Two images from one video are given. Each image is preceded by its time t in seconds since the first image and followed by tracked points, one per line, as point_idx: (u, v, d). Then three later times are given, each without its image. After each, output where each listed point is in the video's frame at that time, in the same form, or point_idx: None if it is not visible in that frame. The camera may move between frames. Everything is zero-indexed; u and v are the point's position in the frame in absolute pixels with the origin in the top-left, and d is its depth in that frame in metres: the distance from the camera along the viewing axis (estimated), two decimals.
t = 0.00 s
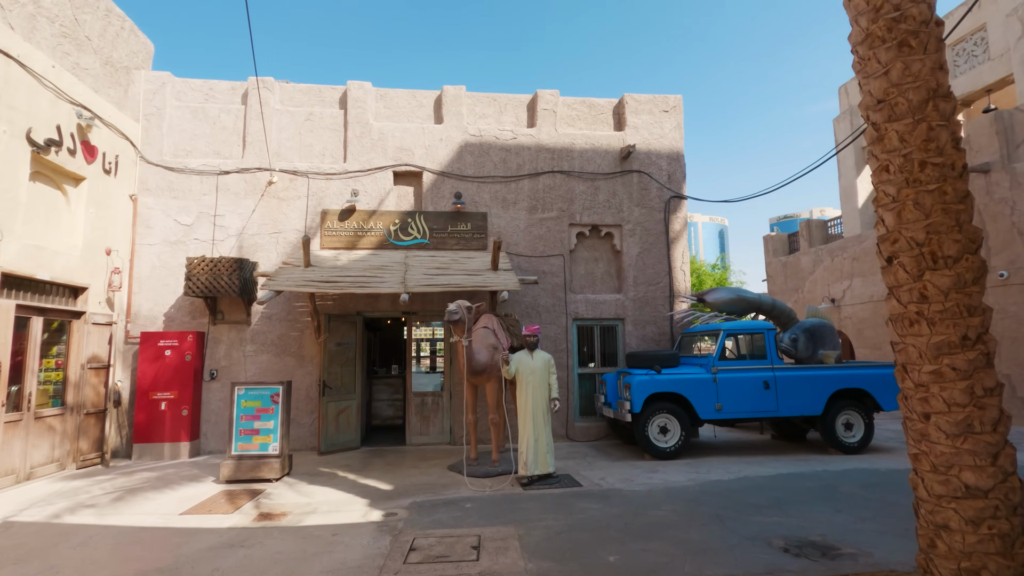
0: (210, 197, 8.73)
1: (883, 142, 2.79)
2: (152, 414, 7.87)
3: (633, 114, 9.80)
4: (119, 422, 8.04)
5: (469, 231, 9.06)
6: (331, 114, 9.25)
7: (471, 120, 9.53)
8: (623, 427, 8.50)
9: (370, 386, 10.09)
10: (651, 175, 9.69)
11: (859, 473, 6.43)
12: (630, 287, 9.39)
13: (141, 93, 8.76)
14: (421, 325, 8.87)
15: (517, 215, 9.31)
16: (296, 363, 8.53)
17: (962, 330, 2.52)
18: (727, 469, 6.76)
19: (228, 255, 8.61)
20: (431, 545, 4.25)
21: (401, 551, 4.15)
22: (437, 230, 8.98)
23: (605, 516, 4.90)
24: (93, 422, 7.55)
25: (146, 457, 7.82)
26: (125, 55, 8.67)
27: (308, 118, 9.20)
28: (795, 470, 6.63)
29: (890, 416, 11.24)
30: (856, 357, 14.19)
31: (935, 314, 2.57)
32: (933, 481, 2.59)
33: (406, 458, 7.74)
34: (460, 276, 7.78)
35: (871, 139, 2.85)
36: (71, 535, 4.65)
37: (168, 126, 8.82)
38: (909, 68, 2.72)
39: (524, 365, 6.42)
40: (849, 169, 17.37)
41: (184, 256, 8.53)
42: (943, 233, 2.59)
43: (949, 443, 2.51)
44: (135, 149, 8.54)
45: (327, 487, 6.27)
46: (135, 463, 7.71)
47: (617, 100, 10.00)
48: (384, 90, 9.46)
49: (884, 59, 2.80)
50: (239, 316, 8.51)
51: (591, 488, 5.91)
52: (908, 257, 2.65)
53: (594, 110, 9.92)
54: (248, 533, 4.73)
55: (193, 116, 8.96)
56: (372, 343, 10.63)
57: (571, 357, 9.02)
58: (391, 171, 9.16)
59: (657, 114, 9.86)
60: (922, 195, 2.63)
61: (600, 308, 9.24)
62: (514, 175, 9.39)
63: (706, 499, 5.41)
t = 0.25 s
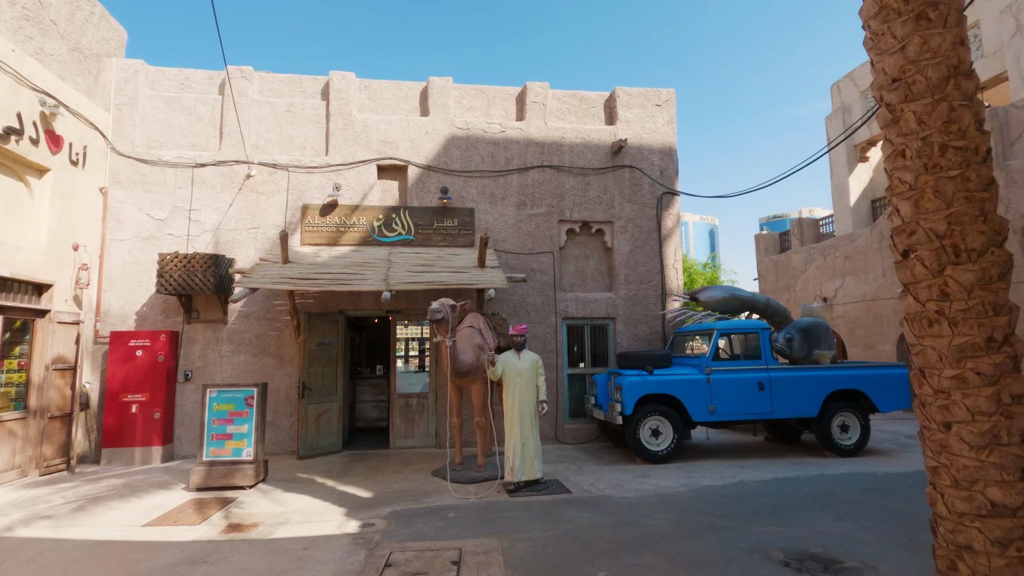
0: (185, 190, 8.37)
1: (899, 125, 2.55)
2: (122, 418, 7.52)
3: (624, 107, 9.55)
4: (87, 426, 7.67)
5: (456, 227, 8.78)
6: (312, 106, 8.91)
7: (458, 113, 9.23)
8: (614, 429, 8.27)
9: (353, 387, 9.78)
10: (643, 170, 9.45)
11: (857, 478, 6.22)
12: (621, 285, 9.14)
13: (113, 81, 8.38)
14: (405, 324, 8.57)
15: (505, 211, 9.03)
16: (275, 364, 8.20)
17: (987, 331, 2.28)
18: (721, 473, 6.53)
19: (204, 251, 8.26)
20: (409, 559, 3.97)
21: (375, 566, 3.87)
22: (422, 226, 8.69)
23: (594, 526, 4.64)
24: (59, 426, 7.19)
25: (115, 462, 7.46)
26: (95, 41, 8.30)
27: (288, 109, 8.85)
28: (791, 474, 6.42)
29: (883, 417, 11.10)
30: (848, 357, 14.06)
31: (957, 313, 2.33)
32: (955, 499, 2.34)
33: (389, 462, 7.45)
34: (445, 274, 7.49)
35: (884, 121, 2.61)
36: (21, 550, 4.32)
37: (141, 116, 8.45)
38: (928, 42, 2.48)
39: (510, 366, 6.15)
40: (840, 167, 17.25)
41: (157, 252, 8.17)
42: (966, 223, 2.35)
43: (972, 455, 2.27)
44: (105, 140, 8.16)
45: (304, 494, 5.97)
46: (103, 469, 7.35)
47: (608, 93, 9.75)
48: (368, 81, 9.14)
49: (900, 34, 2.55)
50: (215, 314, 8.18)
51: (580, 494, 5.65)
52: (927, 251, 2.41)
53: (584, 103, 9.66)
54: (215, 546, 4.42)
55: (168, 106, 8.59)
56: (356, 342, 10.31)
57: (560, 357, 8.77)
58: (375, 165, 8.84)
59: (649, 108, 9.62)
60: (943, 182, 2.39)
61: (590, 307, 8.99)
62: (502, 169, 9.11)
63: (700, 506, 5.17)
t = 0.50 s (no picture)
0: (162, 182, 8.07)
1: (916, 102, 2.35)
2: (94, 419, 7.21)
3: (616, 100, 9.36)
4: (58, 427, 7.36)
5: (444, 222, 8.54)
6: (296, 96, 8.63)
7: (446, 105, 8.99)
8: (606, 429, 8.07)
9: (339, 386, 9.51)
10: (636, 164, 9.26)
11: (854, 479, 6.07)
12: (613, 282, 8.95)
13: (87, 69, 8.06)
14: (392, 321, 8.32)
15: (494, 205, 8.80)
16: (256, 362, 7.92)
17: (1015, 323, 2.09)
18: (716, 474, 6.35)
19: (182, 245, 7.96)
20: (389, 569, 3.74)
21: None
22: (410, 220, 8.44)
23: (586, 531, 4.43)
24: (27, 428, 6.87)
25: (87, 465, 7.15)
26: (67, 27, 7.99)
27: (271, 100, 8.57)
28: (787, 475, 6.25)
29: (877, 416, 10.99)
30: (841, 355, 13.97)
31: (982, 304, 2.13)
32: (979, 507, 2.16)
33: (374, 464, 7.21)
34: (432, 269, 7.25)
35: (900, 98, 2.42)
36: None
37: (116, 105, 8.13)
38: (948, 11, 2.29)
39: (499, 363, 5.92)
40: (833, 165, 17.19)
41: (133, 246, 7.86)
42: (991, 205, 2.16)
43: (998, 460, 2.08)
44: (78, 129, 7.84)
45: (283, 498, 5.71)
46: (74, 472, 7.03)
47: (600, 86, 9.55)
48: (354, 71, 8.88)
49: (918, 2, 2.36)
50: (193, 311, 7.87)
51: (571, 497, 5.44)
52: (947, 237, 2.21)
53: (576, 96, 9.45)
54: (184, 555, 4.17)
55: (144, 95, 8.27)
56: (342, 340, 10.05)
57: (551, 355, 8.56)
58: (360, 157, 8.58)
59: (642, 102, 9.43)
60: (966, 162, 2.20)
61: (582, 304, 8.79)
62: (492, 162, 8.88)
63: (696, 509, 4.98)
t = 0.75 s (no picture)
0: (143, 176, 7.79)
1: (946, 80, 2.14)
2: (71, 422, 6.93)
3: (613, 95, 9.15)
4: (33, 431, 7.08)
5: (435, 218, 8.31)
6: (282, 88, 8.36)
7: (438, 98, 8.75)
8: (602, 432, 7.87)
9: (328, 387, 9.27)
10: (632, 160, 9.05)
11: (857, 483, 5.89)
12: (609, 280, 8.74)
13: (64, 59, 7.76)
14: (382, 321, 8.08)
15: (488, 201, 8.57)
16: (241, 363, 7.66)
17: None
18: (715, 478, 6.16)
19: (163, 241, 7.69)
20: None
21: None
22: (400, 217, 8.20)
23: (582, 541, 4.22)
24: None
25: (63, 470, 6.87)
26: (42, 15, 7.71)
27: (257, 92, 8.30)
28: (788, 479, 6.07)
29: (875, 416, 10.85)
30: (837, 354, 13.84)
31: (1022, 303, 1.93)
32: (1016, 525, 1.97)
33: (362, 468, 6.97)
34: (423, 266, 7.02)
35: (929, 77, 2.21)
36: None
37: (95, 96, 7.84)
38: None
39: (491, 364, 5.69)
40: (829, 163, 17.06)
41: (112, 242, 7.58)
42: None
43: None
44: (54, 121, 7.56)
45: (266, 505, 5.47)
46: (49, 477, 6.76)
47: (596, 80, 9.33)
48: (343, 63, 8.62)
49: None
50: (176, 310, 7.60)
51: (566, 504, 5.23)
52: (982, 229, 2.00)
53: (572, 90, 9.24)
54: (156, 569, 3.92)
55: (125, 86, 7.99)
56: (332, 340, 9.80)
57: (545, 355, 8.34)
58: (349, 151, 8.33)
59: (639, 96, 9.23)
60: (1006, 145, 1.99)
61: (577, 303, 8.58)
62: (485, 157, 8.65)
63: (696, 516, 4.77)
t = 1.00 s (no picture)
0: (124, 169, 7.52)
1: (984, 47, 1.92)
2: (48, 423, 6.67)
3: (610, 87, 8.91)
4: (8, 432, 6.81)
5: (428, 213, 8.07)
6: (270, 78, 8.10)
7: (431, 89, 8.50)
8: (598, 432, 7.65)
9: (317, 387, 9.02)
10: (630, 154, 8.83)
11: (863, 486, 5.68)
12: (606, 277, 8.52)
13: (41, 46, 7.48)
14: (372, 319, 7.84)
15: (481, 196, 8.33)
16: (226, 362, 7.41)
17: None
18: (716, 482, 5.94)
19: (145, 236, 7.43)
20: None
21: None
22: (391, 211, 7.96)
23: (577, 550, 3.99)
24: None
25: (39, 473, 6.61)
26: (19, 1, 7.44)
27: (243, 82, 8.03)
28: (791, 482, 5.86)
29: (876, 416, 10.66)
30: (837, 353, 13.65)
31: None
32: None
33: (351, 471, 6.73)
34: (414, 262, 6.78)
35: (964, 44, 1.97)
36: None
37: (74, 85, 7.57)
38: None
39: (483, 364, 5.46)
40: (829, 160, 16.88)
41: (92, 236, 7.31)
42: None
43: None
44: (31, 111, 7.27)
45: (247, 511, 5.22)
46: (24, 481, 6.49)
47: (593, 72, 9.10)
48: (333, 53, 8.36)
49: None
50: (158, 307, 7.34)
51: (561, 509, 5.00)
52: None
53: (568, 82, 9.00)
54: None
55: (106, 75, 7.71)
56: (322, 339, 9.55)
57: (541, 354, 8.12)
58: (339, 144, 8.08)
59: (636, 88, 9.00)
60: None
61: (573, 300, 8.35)
62: (479, 151, 8.41)
63: (697, 523, 4.55)
